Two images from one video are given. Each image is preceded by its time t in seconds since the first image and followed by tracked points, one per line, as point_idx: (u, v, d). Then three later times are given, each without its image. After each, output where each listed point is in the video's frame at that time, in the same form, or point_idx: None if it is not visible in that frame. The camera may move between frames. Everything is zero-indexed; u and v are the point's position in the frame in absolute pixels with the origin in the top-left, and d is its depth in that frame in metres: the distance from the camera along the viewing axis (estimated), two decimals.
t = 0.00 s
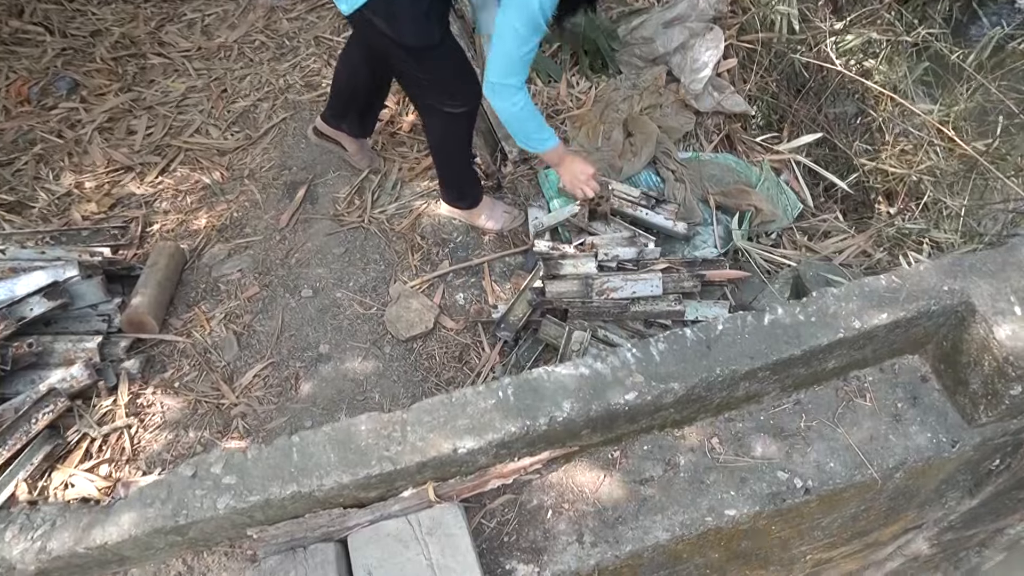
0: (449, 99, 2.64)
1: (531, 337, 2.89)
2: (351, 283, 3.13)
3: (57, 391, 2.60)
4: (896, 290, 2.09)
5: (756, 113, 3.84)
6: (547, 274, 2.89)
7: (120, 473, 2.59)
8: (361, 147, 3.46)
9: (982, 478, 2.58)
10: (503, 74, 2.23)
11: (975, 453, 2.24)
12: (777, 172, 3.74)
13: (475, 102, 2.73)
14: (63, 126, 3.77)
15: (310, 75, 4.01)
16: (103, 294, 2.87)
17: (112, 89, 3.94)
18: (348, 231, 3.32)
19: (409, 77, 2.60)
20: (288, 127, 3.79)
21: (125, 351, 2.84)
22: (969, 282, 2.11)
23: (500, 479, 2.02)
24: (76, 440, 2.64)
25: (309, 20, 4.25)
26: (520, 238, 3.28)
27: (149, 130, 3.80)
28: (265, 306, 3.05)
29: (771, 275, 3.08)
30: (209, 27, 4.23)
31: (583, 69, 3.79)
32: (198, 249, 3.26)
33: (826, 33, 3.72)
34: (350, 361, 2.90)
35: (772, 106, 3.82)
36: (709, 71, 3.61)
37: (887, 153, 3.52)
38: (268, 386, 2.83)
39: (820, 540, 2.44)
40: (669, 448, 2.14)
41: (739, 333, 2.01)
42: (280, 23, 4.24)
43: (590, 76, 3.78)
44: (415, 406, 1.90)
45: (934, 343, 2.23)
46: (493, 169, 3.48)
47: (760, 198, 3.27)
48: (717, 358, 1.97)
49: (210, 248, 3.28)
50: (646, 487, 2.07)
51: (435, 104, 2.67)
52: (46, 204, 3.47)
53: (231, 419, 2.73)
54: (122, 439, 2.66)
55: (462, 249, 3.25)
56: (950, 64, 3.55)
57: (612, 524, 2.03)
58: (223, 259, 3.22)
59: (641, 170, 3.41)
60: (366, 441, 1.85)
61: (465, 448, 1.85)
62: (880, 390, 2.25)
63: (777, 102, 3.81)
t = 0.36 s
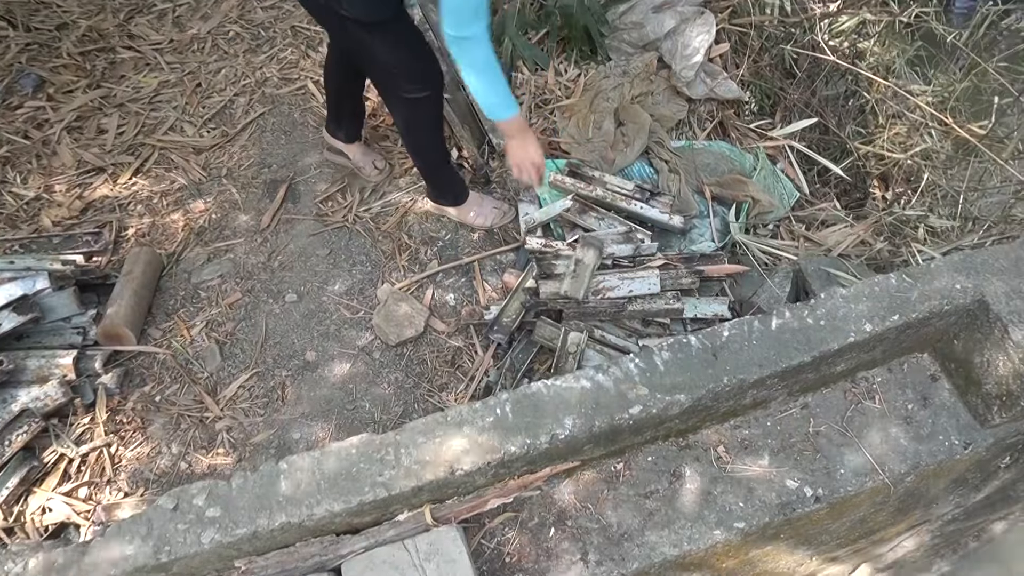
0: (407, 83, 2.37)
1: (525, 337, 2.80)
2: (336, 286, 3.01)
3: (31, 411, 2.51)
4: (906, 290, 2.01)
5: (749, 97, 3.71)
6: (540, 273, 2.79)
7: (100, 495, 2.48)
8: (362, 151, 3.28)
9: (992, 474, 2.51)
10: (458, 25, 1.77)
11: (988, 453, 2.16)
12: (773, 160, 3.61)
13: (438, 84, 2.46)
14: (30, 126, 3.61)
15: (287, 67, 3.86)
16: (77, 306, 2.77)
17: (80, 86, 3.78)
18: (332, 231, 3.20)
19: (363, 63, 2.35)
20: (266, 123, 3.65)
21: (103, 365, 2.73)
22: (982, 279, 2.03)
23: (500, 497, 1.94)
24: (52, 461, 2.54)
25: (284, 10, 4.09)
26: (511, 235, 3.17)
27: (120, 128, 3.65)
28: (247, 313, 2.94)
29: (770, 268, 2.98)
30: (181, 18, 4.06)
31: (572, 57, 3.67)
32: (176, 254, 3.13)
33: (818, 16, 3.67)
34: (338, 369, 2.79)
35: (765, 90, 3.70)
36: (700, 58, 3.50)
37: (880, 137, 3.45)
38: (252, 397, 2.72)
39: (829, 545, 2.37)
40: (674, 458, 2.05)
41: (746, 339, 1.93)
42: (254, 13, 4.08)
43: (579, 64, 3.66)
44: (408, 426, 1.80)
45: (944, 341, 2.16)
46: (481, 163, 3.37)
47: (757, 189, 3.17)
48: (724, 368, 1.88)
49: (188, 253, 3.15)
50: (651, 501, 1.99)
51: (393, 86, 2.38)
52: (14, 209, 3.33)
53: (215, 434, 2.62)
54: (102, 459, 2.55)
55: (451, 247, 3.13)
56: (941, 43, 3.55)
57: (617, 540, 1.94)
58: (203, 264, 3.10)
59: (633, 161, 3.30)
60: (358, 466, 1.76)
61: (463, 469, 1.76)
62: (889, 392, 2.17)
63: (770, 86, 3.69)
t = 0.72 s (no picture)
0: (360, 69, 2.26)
1: (521, 338, 2.74)
2: (326, 288, 2.94)
3: (13, 426, 2.43)
4: (914, 289, 1.96)
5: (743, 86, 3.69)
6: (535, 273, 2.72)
7: (87, 511, 2.41)
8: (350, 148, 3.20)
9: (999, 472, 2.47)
10: None
11: (998, 453, 2.11)
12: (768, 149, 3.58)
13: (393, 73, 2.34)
14: (5, 125, 3.50)
15: (270, 60, 3.75)
16: (57, 315, 2.67)
17: (56, 82, 3.66)
18: (320, 230, 3.12)
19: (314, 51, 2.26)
20: (249, 119, 3.55)
21: (86, 375, 2.65)
22: (992, 277, 1.97)
23: (500, 512, 1.90)
24: (38, 477, 2.46)
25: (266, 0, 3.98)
26: (504, 232, 3.10)
27: (98, 126, 3.54)
28: (234, 317, 2.86)
29: (769, 261, 2.96)
30: (159, 9, 3.94)
31: (562, 47, 3.58)
32: (159, 258, 3.05)
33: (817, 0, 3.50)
34: (330, 374, 2.73)
35: (758, 77, 3.68)
36: (694, 46, 3.41)
37: (877, 123, 3.36)
38: (242, 406, 2.65)
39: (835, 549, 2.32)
40: (678, 466, 2.00)
41: (751, 344, 1.87)
42: (235, 4, 3.96)
43: (570, 54, 3.58)
44: (405, 441, 1.74)
45: (951, 339, 2.11)
46: (472, 158, 3.29)
47: (754, 181, 3.11)
48: (729, 375, 1.82)
49: (172, 255, 3.06)
50: (655, 510, 1.94)
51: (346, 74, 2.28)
52: None
53: (205, 445, 2.56)
54: (88, 474, 2.47)
55: (443, 245, 3.06)
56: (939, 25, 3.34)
57: (621, 553, 1.89)
58: (188, 267, 3.01)
59: (628, 153, 3.23)
60: (353, 485, 1.69)
61: (462, 487, 1.70)
62: (895, 392, 2.12)
63: (763, 73, 3.67)
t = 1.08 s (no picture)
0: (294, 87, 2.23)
1: (520, 347, 2.68)
2: (318, 299, 2.87)
3: None
4: (926, 296, 1.91)
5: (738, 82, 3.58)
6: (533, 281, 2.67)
7: (77, 536, 2.36)
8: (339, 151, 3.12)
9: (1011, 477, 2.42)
10: None
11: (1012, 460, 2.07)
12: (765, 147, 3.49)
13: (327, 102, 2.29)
14: None
15: (255, 63, 3.66)
16: (41, 334, 2.63)
17: (36, 90, 3.56)
18: (311, 239, 3.05)
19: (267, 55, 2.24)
20: (235, 125, 3.47)
21: (73, 396, 2.58)
22: (1005, 282, 1.93)
23: (504, 535, 1.83)
24: (23, 503, 2.40)
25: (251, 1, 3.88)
26: (500, 238, 3.04)
27: (81, 134, 3.45)
28: (224, 331, 2.79)
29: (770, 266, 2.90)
30: (141, 12, 3.84)
31: (555, 46, 3.51)
32: (146, 270, 2.97)
33: None
34: (324, 388, 2.66)
35: (753, 73, 3.59)
36: (689, 44, 3.39)
37: (875, 119, 3.31)
38: (235, 423, 2.58)
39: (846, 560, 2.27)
40: (686, 481, 1.95)
41: (760, 357, 1.81)
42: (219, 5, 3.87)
43: (563, 53, 3.51)
44: (405, 466, 1.68)
45: (962, 345, 2.06)
46: (465, 162, 3.22)
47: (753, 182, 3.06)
48: (738, 390, 1.77)
49: (159, 268, 2.99)
50: (663, 528, 1.89)
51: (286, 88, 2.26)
52: None
53: (197, 465, 2.49)
54: (76, 498, 2.41)
55: (437, 253, 3.00)
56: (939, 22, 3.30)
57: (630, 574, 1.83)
58: (175, 280, 2.94)
59: (624, 155, 3.19)
60: (352, 513, 1.63)
61: (465, 513, 1.63)
62: (905, 400, 2.08)
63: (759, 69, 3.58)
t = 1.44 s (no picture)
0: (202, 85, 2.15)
1: (518, 355, 2.61)
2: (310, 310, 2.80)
3: None
4: (937, 301, 1.86)
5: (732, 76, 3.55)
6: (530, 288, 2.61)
7: (66, 566, 2.28)
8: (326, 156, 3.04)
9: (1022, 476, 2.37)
10: None
11: None
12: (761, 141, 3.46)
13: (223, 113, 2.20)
14: None
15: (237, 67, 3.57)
16: (23, 356, 2.55)
17: (11, 98, 3.45)
18: (300, 249, 2.97)
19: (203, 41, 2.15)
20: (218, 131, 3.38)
21: (59, 419, 2.50)
22: (1016, 284, 1.88)
23: (512, 559, 1.80)
24: (10, 532, 2.32)
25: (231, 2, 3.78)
26: (494, 242, 2.97)
27: (58, 144, 3.35)
28: (214, 346, 2.72)
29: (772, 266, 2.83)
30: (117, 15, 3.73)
31: (543, 43, 3.42)
32: (131, 285, 2.89)
33: None
34: (318, 403, 2.59)
35: (747, 66, 3.55)
36: (683, 39, 3.31)
37: (868, 109, 3.20)
38: (227, 442, 2.51)
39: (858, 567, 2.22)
40: (695, 496, 1.89)
41: (770, 369, 1.75)
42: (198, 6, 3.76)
43: (553, 50, 3.44)
44: (408, 493, 1.62)
45: (973, 348, 2.02)
46: (456, 164, 3.15)
47: (751, 179, 2.99)
48: (748, 404, 1.71)
49: (143, 283, 2.91)
50: (674, 546, 1.83)
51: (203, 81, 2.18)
52: None
53: (189, 487, 2.42)
54: (65, 526, 2.34)
55: (430, 260, 2.94)
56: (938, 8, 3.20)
57: None
58: (161, 294, 2.86)
59: (618, 155, 3.12)
60: (353, 546, 1.57)
61: (471, 542, 1.57)
62: (916, 405, 2.03)
63: (753, 61, 3.54)
